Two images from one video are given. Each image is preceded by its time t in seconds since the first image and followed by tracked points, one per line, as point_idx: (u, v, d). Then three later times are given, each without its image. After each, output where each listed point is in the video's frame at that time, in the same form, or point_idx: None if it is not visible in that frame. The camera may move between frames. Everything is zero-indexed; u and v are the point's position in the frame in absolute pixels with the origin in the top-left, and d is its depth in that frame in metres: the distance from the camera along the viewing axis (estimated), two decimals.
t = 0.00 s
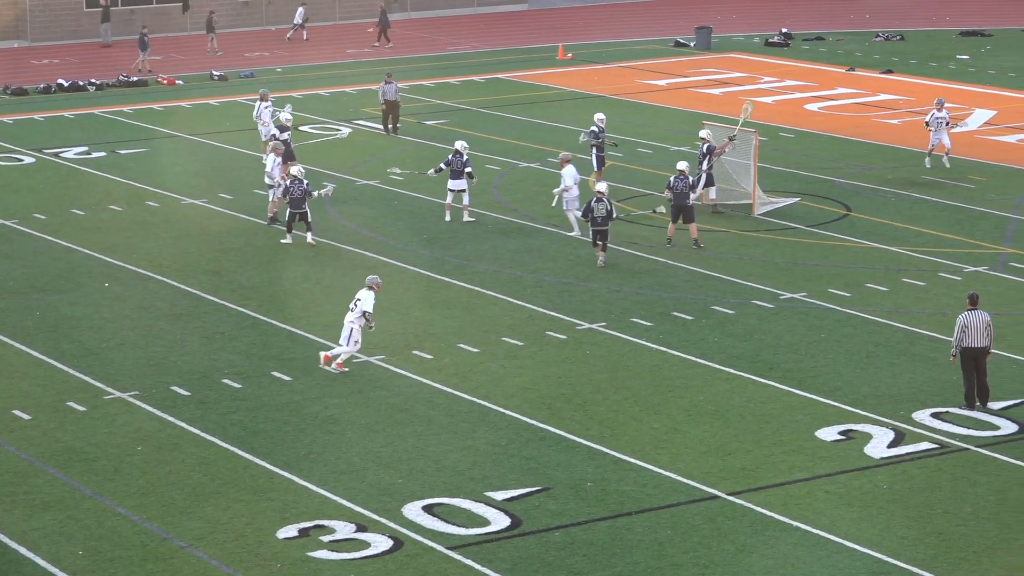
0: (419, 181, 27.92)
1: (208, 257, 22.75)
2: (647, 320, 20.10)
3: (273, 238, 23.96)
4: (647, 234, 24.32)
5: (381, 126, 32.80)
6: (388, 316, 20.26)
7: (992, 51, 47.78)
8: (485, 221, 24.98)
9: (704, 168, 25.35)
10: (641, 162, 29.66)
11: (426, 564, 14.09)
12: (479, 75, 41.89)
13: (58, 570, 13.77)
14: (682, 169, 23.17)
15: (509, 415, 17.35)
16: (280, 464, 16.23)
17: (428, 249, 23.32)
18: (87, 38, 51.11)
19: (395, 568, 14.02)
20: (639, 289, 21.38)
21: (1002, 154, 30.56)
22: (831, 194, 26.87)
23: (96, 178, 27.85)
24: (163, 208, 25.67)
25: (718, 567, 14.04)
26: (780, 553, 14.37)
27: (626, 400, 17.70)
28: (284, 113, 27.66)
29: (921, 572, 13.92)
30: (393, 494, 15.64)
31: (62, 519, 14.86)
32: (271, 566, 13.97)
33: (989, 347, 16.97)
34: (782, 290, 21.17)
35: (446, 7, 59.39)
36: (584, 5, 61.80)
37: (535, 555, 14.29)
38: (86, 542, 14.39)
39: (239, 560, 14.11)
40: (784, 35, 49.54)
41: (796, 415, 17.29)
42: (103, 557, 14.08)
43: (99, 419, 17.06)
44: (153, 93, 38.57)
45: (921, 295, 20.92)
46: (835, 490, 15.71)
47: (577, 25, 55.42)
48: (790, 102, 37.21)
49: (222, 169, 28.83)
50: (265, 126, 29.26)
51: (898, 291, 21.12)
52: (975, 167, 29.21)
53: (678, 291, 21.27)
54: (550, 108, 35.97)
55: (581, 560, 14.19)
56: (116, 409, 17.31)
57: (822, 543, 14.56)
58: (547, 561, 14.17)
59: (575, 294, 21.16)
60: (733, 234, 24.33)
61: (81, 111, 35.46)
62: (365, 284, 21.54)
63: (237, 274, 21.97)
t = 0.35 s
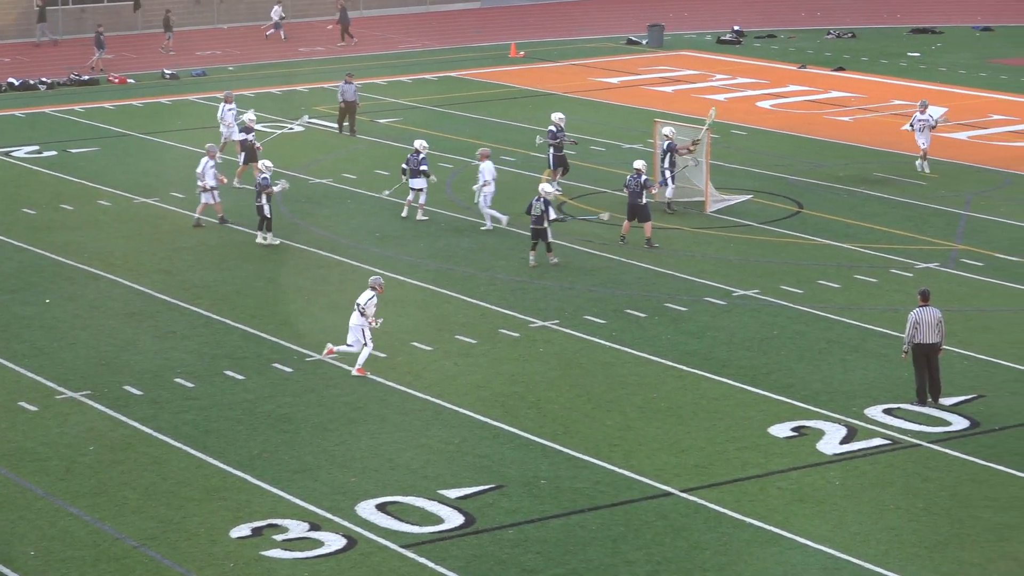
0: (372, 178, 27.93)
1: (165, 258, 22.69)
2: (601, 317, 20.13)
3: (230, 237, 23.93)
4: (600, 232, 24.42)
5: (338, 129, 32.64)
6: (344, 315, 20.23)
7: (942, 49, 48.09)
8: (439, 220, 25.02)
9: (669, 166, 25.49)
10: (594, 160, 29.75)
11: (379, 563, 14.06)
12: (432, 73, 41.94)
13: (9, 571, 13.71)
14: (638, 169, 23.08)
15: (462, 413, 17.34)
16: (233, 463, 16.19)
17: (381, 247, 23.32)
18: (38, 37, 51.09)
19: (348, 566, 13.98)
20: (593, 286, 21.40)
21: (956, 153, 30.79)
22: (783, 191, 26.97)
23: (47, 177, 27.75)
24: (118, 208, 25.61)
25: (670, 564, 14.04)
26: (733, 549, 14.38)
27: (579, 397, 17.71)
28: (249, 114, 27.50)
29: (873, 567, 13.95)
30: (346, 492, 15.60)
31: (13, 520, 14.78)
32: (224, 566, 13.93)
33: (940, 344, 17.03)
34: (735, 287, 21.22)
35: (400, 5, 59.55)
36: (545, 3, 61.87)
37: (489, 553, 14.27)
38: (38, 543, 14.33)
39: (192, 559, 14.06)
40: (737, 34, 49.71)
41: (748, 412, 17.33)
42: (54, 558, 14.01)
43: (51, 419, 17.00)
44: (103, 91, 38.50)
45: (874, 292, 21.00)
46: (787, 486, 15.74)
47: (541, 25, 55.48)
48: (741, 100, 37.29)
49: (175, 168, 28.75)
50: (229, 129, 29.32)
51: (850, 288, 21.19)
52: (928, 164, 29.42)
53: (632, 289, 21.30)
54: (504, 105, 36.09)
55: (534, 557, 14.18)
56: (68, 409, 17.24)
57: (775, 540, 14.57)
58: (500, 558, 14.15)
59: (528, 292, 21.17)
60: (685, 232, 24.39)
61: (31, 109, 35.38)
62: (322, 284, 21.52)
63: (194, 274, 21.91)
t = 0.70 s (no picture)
0: (321, 176, 28.49)
1: (120, 261, 22.63)
2: (551, 316, 20.29)
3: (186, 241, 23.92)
4: (551, 229, 24.91)
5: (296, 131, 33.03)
6: (297, 317, 20.26)
7: (890, 47, 48.79)
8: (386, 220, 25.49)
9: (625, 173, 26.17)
10: (545, 159, 30.63)
11: (330, 563, 13.93)
12: (380, 73, 42.49)
13: None
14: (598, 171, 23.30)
15: (413, 412, 17.34)
16: (184, 464, 16.07)
17: (332, 247, 23.59)
18: None
19: (299, 567, 13.84)
20: (543, 285, 21.63)
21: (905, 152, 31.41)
22: (733, 190, 27.66)
23: None
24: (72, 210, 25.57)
25: (621, 563, 13.91)
26: (685, 547, 14.26)
27: (530, 396, 17.75)
28: (212, 113, 27.50)
29: (825, 564, 13.85)
30: (297, 492, 15.47)
31: None
32: (174, 567, 13.78)
33: (890, 341, 17.14)
34: (685, 285, 21.49)
35: (348, 4, 60.19)
36: (502, 1, 62.19)
37: (440, 552, 14.15)
38: None
39: (142, 560, 13.91)
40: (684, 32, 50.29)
41: (699, 410, 17.36)
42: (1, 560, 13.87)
43: None
44: (52, 91, 38.77)
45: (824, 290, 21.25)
46: (738, 484, 15.68)
47: (503, 24, 55.68)
48: (692, 100, 38.11)
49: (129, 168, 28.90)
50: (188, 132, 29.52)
51: (799, 285, 21.56)
52: (877, 162, 30.12)
53: (583, 287, 21.51)
54: (454, 104, 36.83)
55: (485, 556, 14.05)
56: (16, 409, 17.18)
57: (725, 539, 14.46)
58: (451, 558, 14.03)
59: (479, 290, 21.36)
60: (636, 229, 24.89)
61: None
62: (278, 286, 21.53)
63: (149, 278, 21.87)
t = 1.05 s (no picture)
0: (291, 177, 28.96)
1: (98, 270, 22.61)
2: (523, 316, 20.57)
3: (164, 248, 23.92)
4: (522, 230, 25.26)
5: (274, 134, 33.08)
6: (273, 323, 20.28)
7: (862, 45, 49.20)
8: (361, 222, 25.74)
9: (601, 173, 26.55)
10: (518, 159, 30.97)
11: (301, 564, 13.69)
12: (352, 73, 42.77)
13: None
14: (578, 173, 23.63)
15: (385, 413, 17.32)
16: (155, 465, 15.93)
17: (301, 247, 24.14)
18: None
19: (271, 568, 13.61)
20: (514, 285, 22.00)
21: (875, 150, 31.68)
22: (705, 190, 28.06)
23: None
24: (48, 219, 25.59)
25: (594, 562, 13.68)
26: (658, 546, 14.05)
27: (502, 397, 17.77)
28: (194, 116, 27.69)
29: (799, 563, 13.63)
30: (269, 493, 15.27)
31: None
32: (145, 568, 13.54)
33: (861, 340, 17.17)
34: (657, 286, 21.83)
35: (318, 5, 60.33)
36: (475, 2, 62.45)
37: (412, 552, 13.92)
38: None
39: (112, 562, 13.66)
40: (656, 33, 50.42)
41: (671, 411, 17.34)
42: None
43: None
44: (24, 92, 38.98)
45: (796, 290, 21.67)
46: (710, 483, 15.53)
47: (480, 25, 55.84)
48: (662, 99, 38.38)
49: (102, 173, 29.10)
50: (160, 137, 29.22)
51: (771, 285, 21.96)
52: (846, 162, 30.55)
53: (555, 287, 21.89)
54: (425, 104, 37.15)
55: (458, 556, 13.82)
56: None
57: (697, 538, 14.25)
58: (423, 558, 13.79)
59: (449, 289, 21.80)
60: (608, 230, 25.36)
61: None
62: (255, 293, 21.51)
63: (126, 287, 21.83)
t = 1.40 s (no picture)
0: (274, 177, 28.97)
1: (83, 272, 22.57)
2: (506, 315, 20.64)
3: (148, 249, 23.93)
4: (504, 229, 25.28)
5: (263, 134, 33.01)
6: (258, 324, 20.25)
7: (846, 44, 49.28)
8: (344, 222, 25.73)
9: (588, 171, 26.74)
10: (500, 159, 30.97)
11: (284, 564, 13.57)
12: (334, 72, 42.77)
13: None
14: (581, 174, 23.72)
15: (368, 412, 17.32)
16: (137, 465, 15.86)
17: (285, 247, 24.14)
18: None
19: (253, 567, 13.51)
20: (497, 284, 22.05)
21: (857, 149, 31.71)
22: (688, 189, 28.09)
23: None
24: (33, 221, 25.56)
25: (576, 562, 13.58)
26: (640, 545, 13.96)
27: (485, 396, 17.78)
28: (188, 116, 27.76)
29: (780, 562, 13.55)
30: (251, 493, 15.16)
31: None
32: (129, 568, 13.44)
33: (843, 339, 17.27)
34: (640, 285, 21.89)
35: (299, 5, 60.38)
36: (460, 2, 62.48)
37: (394, 551, 13.82)
38: None
39: (96, 562, 13.58)
40: (638, 32, 50.47)
41: (654, 410, 17.33)
42: None
43: None
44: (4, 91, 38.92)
45: (779, 288, 21.73)
46: (693, 481, 15.46)
47: (465, 24, 55.88)
48: (645, 98, 38.43)
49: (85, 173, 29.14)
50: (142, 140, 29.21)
51: (754, 283, 22.02)
52: (829, 160, 30.58)
53: (538, 286, 21.97)
54: (408, 104, 37.16)
55: (441, 555, 13.72)
56: None
57: (680, 537, 14.15)
58: (406, 557, 13.70)
59: (432, 290, 21.84)
60: (592, 229, 25.38)
61: None
62: (240, 295, 21.48)
63: (112, 288, 21.78)
